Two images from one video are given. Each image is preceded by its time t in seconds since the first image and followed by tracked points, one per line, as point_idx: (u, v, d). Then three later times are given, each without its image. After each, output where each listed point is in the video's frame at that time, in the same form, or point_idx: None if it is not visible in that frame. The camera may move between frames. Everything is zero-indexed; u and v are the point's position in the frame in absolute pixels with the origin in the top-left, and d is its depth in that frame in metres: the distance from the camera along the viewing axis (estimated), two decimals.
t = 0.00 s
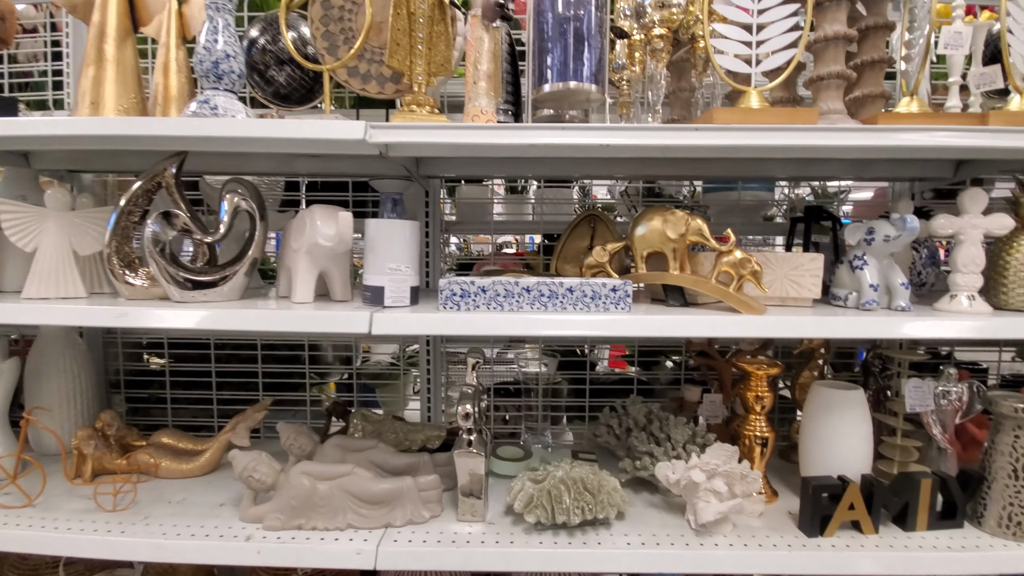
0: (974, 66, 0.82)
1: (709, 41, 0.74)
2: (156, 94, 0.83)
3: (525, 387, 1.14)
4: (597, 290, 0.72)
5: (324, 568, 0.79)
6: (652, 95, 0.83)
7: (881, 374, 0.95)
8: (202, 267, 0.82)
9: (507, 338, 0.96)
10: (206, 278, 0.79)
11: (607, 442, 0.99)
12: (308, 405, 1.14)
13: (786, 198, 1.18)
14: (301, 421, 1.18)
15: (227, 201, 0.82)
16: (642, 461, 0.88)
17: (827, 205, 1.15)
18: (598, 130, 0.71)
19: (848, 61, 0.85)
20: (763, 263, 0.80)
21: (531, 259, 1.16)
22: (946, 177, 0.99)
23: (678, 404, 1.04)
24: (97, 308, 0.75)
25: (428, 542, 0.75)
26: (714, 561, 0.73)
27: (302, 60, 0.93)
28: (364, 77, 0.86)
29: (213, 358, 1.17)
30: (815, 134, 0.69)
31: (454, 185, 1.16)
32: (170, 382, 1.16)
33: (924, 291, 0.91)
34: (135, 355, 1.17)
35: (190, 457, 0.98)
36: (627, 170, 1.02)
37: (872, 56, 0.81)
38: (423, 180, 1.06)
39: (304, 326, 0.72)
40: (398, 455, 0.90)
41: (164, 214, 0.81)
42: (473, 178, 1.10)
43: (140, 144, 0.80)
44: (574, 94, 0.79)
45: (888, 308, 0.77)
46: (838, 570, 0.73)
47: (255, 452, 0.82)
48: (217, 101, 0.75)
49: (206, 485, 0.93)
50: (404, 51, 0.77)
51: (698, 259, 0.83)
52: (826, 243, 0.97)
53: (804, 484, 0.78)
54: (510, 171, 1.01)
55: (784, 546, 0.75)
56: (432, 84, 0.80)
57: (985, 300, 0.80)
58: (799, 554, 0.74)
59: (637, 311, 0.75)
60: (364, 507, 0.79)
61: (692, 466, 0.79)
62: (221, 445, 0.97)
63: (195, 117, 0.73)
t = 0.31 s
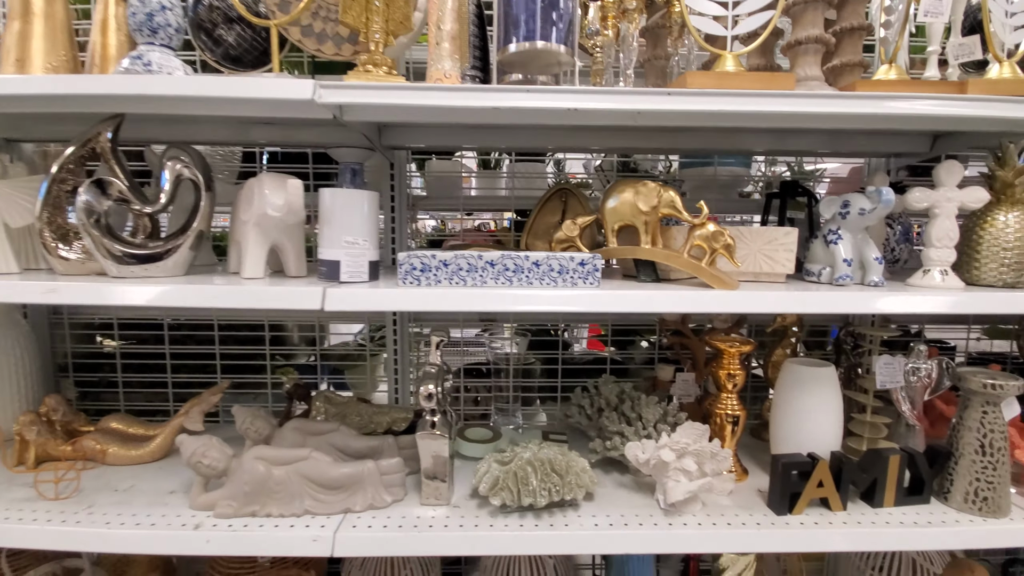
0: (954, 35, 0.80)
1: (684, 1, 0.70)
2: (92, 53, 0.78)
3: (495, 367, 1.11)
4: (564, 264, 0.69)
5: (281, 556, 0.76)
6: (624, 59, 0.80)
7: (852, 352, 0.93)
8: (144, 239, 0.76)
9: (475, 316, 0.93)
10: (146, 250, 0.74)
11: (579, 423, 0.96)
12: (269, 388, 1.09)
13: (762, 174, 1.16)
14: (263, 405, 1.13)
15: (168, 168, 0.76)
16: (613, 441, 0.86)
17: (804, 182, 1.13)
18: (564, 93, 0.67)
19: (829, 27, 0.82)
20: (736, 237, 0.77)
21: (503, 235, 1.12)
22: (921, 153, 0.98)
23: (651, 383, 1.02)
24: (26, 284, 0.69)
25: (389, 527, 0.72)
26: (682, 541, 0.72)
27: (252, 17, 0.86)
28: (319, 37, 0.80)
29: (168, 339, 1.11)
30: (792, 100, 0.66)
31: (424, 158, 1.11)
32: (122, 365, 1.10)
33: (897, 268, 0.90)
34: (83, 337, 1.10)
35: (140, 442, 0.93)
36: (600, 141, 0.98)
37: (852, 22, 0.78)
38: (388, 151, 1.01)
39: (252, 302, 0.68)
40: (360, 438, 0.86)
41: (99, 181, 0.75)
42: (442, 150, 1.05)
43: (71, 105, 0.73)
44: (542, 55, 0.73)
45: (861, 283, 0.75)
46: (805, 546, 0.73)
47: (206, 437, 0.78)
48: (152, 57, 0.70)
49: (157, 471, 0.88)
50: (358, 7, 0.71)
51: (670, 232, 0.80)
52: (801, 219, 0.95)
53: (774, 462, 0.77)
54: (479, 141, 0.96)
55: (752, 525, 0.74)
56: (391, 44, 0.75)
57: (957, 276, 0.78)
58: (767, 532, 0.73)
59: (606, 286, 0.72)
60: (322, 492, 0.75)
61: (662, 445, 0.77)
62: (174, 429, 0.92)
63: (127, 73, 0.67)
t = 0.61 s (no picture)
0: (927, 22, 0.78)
1: None
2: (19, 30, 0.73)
3: (462, 364, 1.08)
4: (523, 257, 0.65)
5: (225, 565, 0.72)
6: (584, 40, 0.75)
7: (824, 348, 0.92)
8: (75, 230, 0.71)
9: (437, 311, 0.89)
10: (76, 242, 0.69)
11: (546, 421, 0.94)
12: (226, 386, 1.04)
13: (736, 166, 1.14)
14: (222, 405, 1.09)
15: (100, 152, 0.71)
16: (578, 441, 0.83)
17: (780, 175, 1.10)
18: (521, 75, 0.64)
19: (801, 12, 0.79)
20: (704, 229, 0.75)
21: (470, 228, 1.07)
22: (895, 145, 0.96)
23: (621, 380, 0.99)
24: None
25: (339, 534, 0.69)
26: (646, 544, 0.70)
27: None
28: (266, 13, 0.75)
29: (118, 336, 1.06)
30: (757, 86, 0.63)
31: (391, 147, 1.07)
32: (68, 363, 1.04)
33: (868, 262, 0.88)
34: (26, 334, 1.05)
35: (82, 445, 0.88)
36: (569, 130, 0.95)
37: (824, 7, 0.75)
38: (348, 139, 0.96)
39: (186, 297, 0.63)
40: (314, 439, 0.82)
41: (24, 165, 0.70)
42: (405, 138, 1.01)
43: None
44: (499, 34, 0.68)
45: (830, 277, 0.73)
46: (770, 548, 0.71)
47: (145, 440, 0.73)
48: (76, 33, 0.65)
49: (99, 476, 0.84)
50: None
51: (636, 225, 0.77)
52: (773, 212, 0.93)
53: (741, 461, 0.75)
54: (442, 129, 0.92)
55: (718, 527, 0.72)
56: (341, 22, 0.69)
57: (927, 270, 0.77)
58: (733, 534, 0.71)
59: (567, 280, 0.69)
60: (269, 497, 0.71)
61: (627, 445, 0.75)
62: (118, 431, 0.87)
63: (45, 49, 0.62)
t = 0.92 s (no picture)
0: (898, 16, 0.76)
1: None
2: None
3: (428, 366, 1.02)
4: (477, 257, 0.62)
5: None
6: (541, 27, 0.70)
7: (795, 349, 0.90)
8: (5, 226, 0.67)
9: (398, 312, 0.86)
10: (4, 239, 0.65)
11: (512, 425, 0.91)
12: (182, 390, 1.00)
13: (710, 163, 1.12)
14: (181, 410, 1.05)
15: (30, 145, 0.67)
16: (542, 447, 0.80)
17: (754, 173, 1.08)
18: (473, 66, 0.61)
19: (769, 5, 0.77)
20: (669, 228, 0.72)
21: (437, 226, 1.02)
22: (866, 143, 0.95)
23: (591, 383, 0.97)
24: None
25: (285, 548, 0.65)
26: (606, 555, 0.67)
27: None
28: None
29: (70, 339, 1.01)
30: (718, 79, 0.61)
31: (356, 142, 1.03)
32: (15, 367, 1.00)
33: (839, 262, 0.86)
34: None
35: (23, 453, 0.84)
36: (536, 125, 0.92)
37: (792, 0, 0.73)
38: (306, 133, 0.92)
39: (116, 299, 0.59)
40: (266, 447, 0.79)
41: None
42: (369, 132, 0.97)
43: None
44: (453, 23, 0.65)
45: (797, 278, 0.71)
46: (735, 557, 0.69)
47: (82, 449, 0.70)
48: None
49: (38, 486, 0.79)
50: None
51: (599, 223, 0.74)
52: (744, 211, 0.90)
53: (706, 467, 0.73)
54: (404, 123, 0.89)
55: (681, 535, 0.70)
56: (287, 8, 0.65)
57: (896, 270, 0.75)
58: (697, 542, 0.69)
59: (525, 281, 0.66)
60: (212, 509, 0.68)
61: (589, 451, 0.72)
62: (61, 439, 0.83)
63: None
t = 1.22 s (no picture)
0: (869, 6, 0.74)
1: None
2: None
3: (392, 366, 0.99)
4: (429, 254, 0.59)
5: None
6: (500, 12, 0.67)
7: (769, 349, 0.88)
8: None
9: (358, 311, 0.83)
10: None
11: (479, 427, 0.88)
12: (140, 393, 0.97)
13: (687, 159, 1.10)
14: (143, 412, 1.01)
15: None
16: (506, 450, 0.78)
17: (731, 169, 1.07)
18: (423, 54, 0.58)
19: None
20: (635, 224, 0.70)
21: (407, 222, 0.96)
22: (842, 138, 0.93)
23: (562, 384, 0.94)
24: None
25: (230, 559, 0.62)
26: (568, 563, 0.65)
27: None
28: None
29: (25, 339, 0.98)
30: (679, 68, 0.58)
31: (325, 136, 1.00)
32: None
33: (813, 260, 0.84)
34: None
35: None
36: (505, 118, 0.90)
37: None
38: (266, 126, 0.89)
39: (44, 299, 0.56)
40: (219, 452, 0.75)
41: None
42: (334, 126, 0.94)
43: None
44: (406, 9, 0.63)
45: (766, 276, 0.69)
46: (700, 563, 0.67)
47: (19, 457, 0.66)
48: None
49: None
50: None
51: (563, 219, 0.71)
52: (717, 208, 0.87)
53: (673, 471, 0.70)
54: (367, 115, 0.86)
55: (646, 542, 0.67)
56: None
57: (868, 268, 0.73)
58: (662, 549, 0.66)
59: (483, 279, 0.63)
60: (155, 519, 0.65)
61: (552, 455, 0.69)
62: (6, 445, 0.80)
63: None
